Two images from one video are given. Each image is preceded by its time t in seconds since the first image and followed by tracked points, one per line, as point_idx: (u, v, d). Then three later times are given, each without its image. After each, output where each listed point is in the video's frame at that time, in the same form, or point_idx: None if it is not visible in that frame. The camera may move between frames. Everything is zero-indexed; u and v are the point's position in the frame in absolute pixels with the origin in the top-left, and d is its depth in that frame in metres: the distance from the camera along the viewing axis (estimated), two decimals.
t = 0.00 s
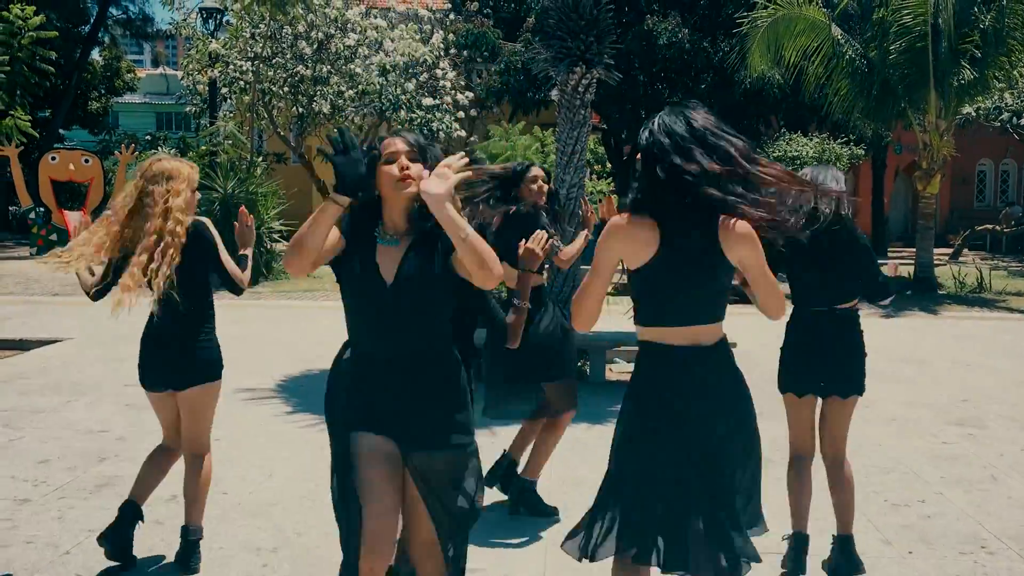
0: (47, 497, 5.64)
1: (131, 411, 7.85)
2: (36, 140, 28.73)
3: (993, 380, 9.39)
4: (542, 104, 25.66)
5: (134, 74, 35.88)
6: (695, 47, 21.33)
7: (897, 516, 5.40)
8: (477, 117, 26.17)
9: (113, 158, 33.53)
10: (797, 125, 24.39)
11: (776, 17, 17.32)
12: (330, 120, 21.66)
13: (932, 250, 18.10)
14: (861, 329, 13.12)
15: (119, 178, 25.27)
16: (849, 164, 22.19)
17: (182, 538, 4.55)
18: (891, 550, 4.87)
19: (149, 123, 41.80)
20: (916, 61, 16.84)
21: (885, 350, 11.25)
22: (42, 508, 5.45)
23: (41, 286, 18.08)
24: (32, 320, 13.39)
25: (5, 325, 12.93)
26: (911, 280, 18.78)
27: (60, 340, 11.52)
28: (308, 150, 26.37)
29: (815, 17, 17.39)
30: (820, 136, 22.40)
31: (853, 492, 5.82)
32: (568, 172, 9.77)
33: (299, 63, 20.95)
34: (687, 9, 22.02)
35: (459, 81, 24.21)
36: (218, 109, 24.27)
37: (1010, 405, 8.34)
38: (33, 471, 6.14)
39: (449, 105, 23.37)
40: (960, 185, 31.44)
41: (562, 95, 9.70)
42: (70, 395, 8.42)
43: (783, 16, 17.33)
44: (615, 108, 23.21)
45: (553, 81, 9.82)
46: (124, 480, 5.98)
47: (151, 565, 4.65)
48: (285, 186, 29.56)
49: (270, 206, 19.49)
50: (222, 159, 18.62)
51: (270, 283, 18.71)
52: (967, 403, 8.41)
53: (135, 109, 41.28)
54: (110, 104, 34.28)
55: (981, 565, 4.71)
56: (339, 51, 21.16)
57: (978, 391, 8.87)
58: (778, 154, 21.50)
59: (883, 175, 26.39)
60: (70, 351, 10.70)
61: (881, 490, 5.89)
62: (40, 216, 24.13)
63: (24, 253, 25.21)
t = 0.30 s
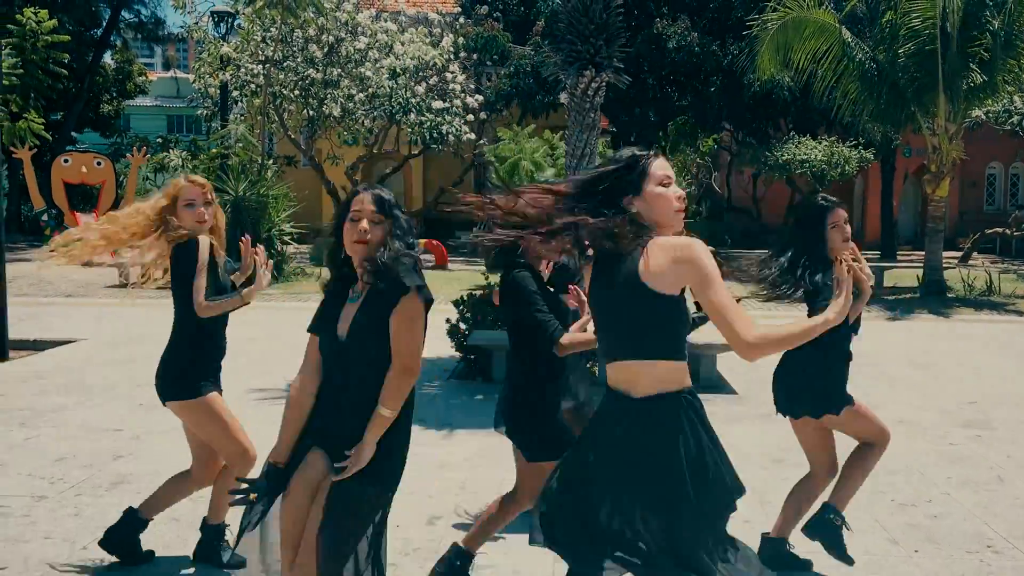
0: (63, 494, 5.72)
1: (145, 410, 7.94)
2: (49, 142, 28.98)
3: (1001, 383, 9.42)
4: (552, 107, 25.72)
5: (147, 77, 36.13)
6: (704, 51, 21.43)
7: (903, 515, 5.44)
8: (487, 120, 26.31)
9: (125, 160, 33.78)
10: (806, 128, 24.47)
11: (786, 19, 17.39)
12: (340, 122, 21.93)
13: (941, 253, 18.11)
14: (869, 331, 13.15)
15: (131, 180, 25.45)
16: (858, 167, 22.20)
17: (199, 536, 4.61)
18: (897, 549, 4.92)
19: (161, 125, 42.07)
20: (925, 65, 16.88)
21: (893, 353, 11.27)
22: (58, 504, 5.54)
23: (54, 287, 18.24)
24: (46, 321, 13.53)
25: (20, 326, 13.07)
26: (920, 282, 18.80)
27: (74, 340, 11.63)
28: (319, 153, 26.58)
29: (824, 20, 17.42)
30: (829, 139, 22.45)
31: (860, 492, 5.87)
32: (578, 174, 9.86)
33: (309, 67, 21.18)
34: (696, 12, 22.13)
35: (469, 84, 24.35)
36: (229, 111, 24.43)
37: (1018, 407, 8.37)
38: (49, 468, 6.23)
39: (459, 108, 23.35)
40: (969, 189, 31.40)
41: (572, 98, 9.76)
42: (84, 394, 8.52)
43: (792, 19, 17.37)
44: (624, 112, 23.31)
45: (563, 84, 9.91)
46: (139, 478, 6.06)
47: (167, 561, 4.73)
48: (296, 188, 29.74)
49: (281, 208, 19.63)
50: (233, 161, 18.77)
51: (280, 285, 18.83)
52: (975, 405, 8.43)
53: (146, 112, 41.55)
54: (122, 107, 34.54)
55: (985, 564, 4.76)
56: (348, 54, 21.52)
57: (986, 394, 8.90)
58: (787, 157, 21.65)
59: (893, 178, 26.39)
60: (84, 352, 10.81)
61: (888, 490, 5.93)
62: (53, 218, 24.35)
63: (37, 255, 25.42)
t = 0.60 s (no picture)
0: (76, 482, 5.89)
1: (154, 403, 8.11)
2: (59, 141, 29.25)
3: (998, 382, 9.53)
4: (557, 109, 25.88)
5: (156, 78, 36.40)
6: (709, 53, 21.55)
7: (893, 508, 5.57)
8: (494, 122, 26.48)
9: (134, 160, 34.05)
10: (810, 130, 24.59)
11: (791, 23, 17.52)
12: (347, 123, 22.21)
13: (945, 256, 18.17)
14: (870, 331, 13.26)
15: (139, 179, 25.66)
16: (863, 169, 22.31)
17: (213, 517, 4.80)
18: (882, 539, 5.07)
19: (170, 125, 42.35)
20: (929, 68, 16.91)
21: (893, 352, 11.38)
22: (71, 492, 5.71)
23: (64, 285, 18.46)
24: (57, 317, 13.74)
25: (31, 321, 13.28)
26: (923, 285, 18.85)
27: (85, 336, 11.83)
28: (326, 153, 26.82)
29: (828, 24, 17.51)
30: (834, 141, 22.57)
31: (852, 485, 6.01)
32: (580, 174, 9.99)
33: (317, 68, 21.44)
34: (702, 14, 22.26)
35: (475, 85, 24.55)
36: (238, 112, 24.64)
37: (1012, 406, 8.49)
38: (62, 458, 6.41)
39: (465, 109, 23.93)
40: (975, 191, 31.45)
41: (576, 100, 9.93)
42: (94, 388, 8.70)
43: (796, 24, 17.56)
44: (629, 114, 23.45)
45: (567, 86, 10.04)
46: (149, 468, 6.23)
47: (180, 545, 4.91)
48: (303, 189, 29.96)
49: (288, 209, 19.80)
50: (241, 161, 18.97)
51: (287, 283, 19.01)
52: (971, 404, 8.55)
53: (155, 112, 41.82)
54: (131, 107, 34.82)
55: (970, 554, 4.88)
56: (356, 55, 21.75)
57: (982, 393, 9.01)
58: (791, 159, 21.82)
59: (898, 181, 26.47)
60: (94, 347, 11.00)
61: (879, 483, 6.06)
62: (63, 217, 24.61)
63: (48, 253, 25.69)
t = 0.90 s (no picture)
0: (80, 474, 6.08)
1: (153, 399, 8.30)
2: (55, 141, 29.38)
3: (978, 380, 9.76)
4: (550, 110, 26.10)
5: (151, 78, 36.53)
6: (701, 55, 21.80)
7: (869, 497, 5.79)
8: (488, 123, 26.68)
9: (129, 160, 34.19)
10: (801, 131, 24.83)
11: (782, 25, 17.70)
12: (342, 124, 22.40)
13: (933, 256, 18.42)
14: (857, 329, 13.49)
15: (136, 180, 25.82)
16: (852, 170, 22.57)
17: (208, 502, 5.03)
18: (856, 526, 5.28)
19: (164, 125, 42.46)
20: (917, 72, 17.13)
21: (878, 350, 11.61)
22: (76, 483, 5.90)
23: (61, 284, 18.61)
24: (56, 316, 13.90)
25: (30, 320, 13.44)
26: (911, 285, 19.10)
27: (83, 335, 12.01)
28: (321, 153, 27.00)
29: (818, 27, 17.70)
30: (824, 143, 22.82)
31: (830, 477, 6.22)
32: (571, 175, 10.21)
33: (313, 69, 21.40)
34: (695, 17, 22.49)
35: (469, 86, 24.76)
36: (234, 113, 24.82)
37: (991, 402, 8.71)
38: (66, 451, 6.60)
39: (459, 110, 24.21)
40: (966, 192, 31.73)
41: (567, 100, 10.13)
42: (95, 385, 8.88)
43: (787, 26, 17.72)
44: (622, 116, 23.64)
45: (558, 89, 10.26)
46: (150, 460, 6.42)
47: (178, 531, 5.13)
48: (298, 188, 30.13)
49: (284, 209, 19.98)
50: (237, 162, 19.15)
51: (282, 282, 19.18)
52: (951, 400, 8.77)
53: (150, 111, 41.93)
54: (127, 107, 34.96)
55: (940, 541, 5.09)
56: (351, 57, 21.90)
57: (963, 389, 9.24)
58: (781, 160, 22.06)
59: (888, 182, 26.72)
60: (93, 345, 11.18)
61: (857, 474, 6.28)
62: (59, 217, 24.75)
63: (44, 253, 25.83)
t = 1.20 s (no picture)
0: (83, 462, 6.33)
1: (150, 392, 8.54)
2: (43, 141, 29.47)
3: (950, 371, 10.10)
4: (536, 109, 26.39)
5: (138, 78, 36.62)
6: (685, 55, 22.14)
7: (839, 480, 6.09)
8: (476, 123, 26.92)
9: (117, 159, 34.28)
10: (783, 130, 25.18)
11: (763, 26, 18.05)
12: (331, 123, 22.65)
13: (912, 254, 18.77)
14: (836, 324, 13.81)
15: (124, 179, 25.95)
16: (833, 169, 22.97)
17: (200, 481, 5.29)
18: (826, 506, 5.57)
19: (151, 124, 42.51)
20: (895, 72, 17.51)
21: (855, 344, 11.92)
22: (80, 470, 6.15)
23: (52, 283, 18.78)
24: (49, 313, 14.08)
25: (24, 318, 13.62)
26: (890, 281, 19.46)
27: (77, 331, 12.20)
28: (310, 153, 27.21)
29: (799, 28, 17.99)
30: (805, 142, 23.19)
31: (803, 462, 6.53)
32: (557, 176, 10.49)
33: (301, 69, 21.47)
34: (681, 17, 22.77)
35: (456, 86, 25.02)
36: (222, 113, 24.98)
37: (962, 392, 9.03)
38: (68, 441, 6.84)
39: (446, 110, 24.40)
40: (946, 190, 32.17)
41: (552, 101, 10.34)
42: (92, 379, 9.09)
43: (769, 26, 18.00)
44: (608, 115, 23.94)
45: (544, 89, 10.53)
46: (151, 449, 6.67)
47: (173, 511, 5.38)
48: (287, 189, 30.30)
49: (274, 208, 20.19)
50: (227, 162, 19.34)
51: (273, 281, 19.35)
52: (922, 390, 9.10)
53: (136, 110, 41.95)
54: (114, 107, 35.08)
55: (904, 519, 5.39)
56: (340, 57, 22.13)
57: (934, 380, 9.58)
58: (764, 159, 22.44)
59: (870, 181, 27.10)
60: (88, 342, 11.39)
61: (829, 459, 6.59)
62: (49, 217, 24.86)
63: (33, 252, 25.94)
